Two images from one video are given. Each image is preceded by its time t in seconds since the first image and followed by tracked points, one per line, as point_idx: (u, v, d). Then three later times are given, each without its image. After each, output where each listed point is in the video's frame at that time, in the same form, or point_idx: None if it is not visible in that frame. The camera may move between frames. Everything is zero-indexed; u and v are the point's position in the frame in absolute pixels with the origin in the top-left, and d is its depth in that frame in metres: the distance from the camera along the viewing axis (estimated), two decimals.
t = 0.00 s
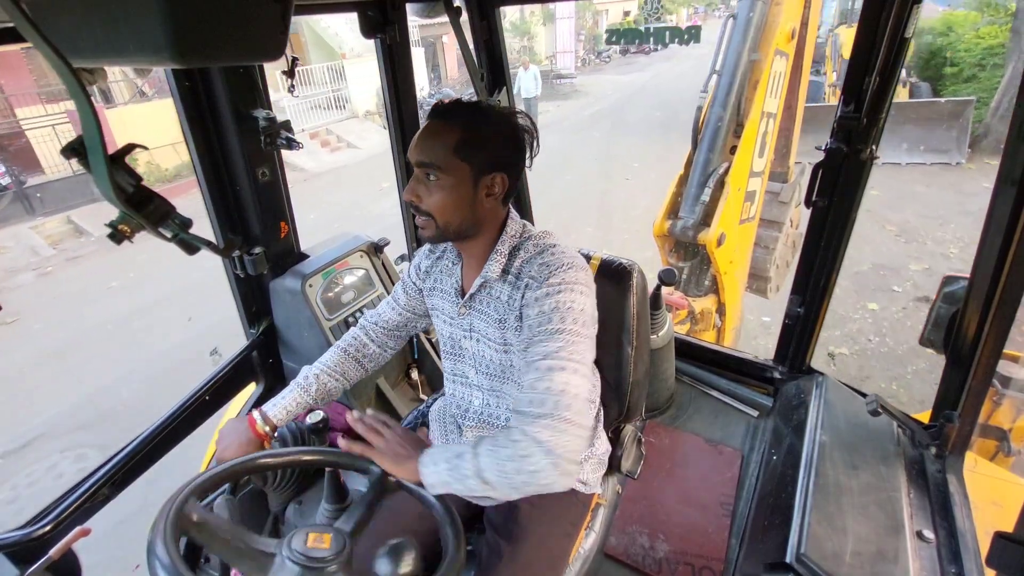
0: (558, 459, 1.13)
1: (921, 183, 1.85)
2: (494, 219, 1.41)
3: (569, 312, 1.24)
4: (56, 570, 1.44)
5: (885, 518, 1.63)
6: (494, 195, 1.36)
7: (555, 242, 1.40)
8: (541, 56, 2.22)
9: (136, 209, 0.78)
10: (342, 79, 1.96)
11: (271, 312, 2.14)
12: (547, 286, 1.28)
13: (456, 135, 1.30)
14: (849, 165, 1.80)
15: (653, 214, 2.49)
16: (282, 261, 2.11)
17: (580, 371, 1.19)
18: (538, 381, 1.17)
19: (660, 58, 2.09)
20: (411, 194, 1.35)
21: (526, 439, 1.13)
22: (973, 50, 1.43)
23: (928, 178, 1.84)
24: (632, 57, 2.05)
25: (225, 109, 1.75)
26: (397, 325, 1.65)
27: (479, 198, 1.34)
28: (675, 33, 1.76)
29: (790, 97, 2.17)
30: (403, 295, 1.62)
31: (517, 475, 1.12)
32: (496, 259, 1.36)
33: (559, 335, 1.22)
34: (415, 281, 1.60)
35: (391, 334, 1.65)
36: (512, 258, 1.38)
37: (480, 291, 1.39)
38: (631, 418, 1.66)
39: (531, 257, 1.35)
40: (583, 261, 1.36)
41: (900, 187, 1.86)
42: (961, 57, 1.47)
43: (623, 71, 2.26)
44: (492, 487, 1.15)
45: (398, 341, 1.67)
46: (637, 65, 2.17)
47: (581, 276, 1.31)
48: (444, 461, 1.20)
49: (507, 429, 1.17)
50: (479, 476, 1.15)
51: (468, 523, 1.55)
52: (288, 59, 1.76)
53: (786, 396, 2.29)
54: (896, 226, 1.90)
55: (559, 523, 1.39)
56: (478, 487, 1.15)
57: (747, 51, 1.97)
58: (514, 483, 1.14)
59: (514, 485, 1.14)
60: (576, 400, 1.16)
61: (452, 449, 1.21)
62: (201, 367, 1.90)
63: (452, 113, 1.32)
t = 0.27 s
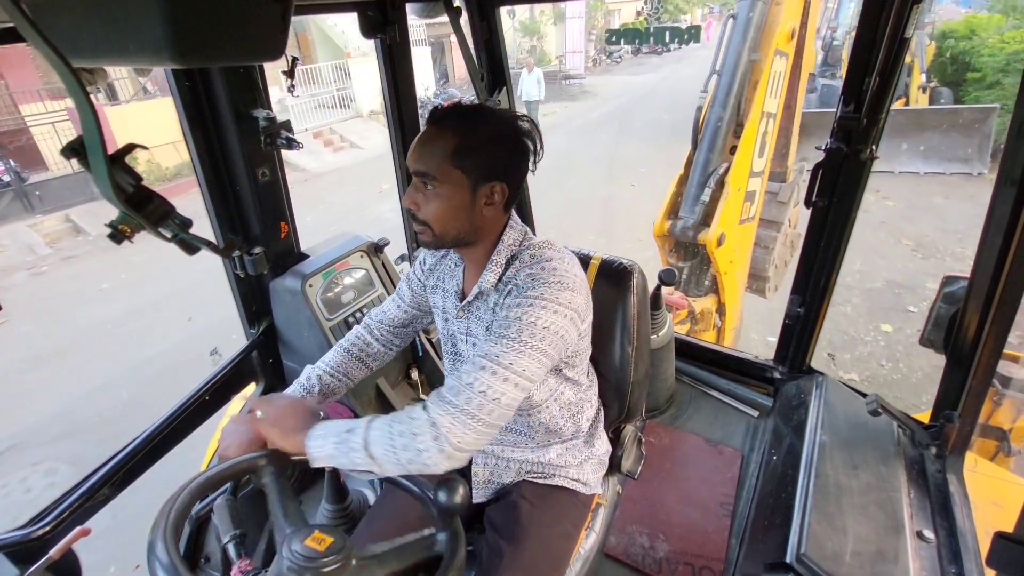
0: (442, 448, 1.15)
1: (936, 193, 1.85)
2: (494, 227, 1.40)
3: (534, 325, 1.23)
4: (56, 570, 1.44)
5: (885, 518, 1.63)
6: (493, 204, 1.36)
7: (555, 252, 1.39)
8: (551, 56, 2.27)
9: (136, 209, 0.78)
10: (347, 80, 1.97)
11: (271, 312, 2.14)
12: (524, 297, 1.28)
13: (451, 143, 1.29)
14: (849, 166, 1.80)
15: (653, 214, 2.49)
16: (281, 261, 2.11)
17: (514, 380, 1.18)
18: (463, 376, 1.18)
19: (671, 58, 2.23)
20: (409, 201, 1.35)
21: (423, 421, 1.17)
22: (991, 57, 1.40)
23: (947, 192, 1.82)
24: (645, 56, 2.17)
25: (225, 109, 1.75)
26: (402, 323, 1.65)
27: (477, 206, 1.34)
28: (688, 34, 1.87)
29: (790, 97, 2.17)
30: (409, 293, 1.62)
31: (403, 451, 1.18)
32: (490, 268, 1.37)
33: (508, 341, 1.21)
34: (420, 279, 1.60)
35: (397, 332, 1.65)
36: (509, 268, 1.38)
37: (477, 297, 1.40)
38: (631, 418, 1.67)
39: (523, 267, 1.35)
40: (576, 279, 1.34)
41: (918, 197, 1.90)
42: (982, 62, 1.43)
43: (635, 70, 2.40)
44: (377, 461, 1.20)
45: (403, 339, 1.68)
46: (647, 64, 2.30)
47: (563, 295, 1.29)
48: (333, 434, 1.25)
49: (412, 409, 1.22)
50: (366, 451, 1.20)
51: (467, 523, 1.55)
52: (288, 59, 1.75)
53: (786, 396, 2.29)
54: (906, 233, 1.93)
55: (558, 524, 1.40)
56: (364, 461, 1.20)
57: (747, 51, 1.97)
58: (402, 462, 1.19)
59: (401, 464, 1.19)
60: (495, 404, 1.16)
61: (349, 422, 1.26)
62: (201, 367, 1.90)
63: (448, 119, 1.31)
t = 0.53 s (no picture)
0: (410, 456, 1.16)
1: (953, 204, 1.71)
2: (463, 223, 1.31)
3: (518, 338, 1.21)
4: (56, 570, 1.44)
5: (885, 518, 1.63)
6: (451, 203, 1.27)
7: (555, 264, 1.37)
8: (559, 56, 2.18)
9: (136, 209, 0.78)
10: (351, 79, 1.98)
11: (271, 312, 2.14)
12: (512, 309, 1.26)
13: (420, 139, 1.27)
14: (849, 166, 1.80)
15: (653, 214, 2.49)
16: (281, 261, 2.11)
17: (489, 390, 1.18)
18: (438, 381, 1.19)
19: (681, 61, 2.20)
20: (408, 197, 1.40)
21: (389, 428, 1.16)
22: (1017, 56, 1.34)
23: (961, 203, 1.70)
24: (653, 57, 2.10)
25: (225, 109, 1.75)
26: (405, 322, 1.65)
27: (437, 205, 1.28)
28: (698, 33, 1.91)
29: (790, 97, 2.17)
30: (412, 291, 1.62)
31: (365, 463, 1.15)
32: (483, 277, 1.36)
33: (488, 352, 1.20)
34: (425, 278, 1.60)
35: (400, 331, 1.65)
36: (503, 279, 1.37)
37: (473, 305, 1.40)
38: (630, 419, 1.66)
39: (518, 278, 1.33)
40: (570, 296, 1.31)
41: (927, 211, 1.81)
42: (1005, 64, 1.37)
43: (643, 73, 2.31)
44: (330, 476, 1.15)
45: (405, 337, 1.68)
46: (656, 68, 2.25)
47: (553, 311, 1.26)
48: (259, 456, 1.18)
49: (375, 412, 1.20)
50: (313, 465, 1.15)
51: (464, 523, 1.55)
52: (287, 59, 1.74)
53: (786, 396, 2.30)
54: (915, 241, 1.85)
55: (555, 524, 1.40)
56: (309, 475, 1.15)
57: (747, 51, 1.97)
58: (359, 473, 1.16)
59: (357, 475, 1.16)
60: (469, 413, 1.17)
61: (286, 437, 1.20)
62: (201, 367, 1.90)
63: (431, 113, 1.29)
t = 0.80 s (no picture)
0: (421, 470, 1.10)
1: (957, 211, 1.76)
2: (445, 232, 1.32)
3: (513, 337, 1.18)
4: (56, 570, 1.44)
5: (885, 518, 1.63)
6: (433, 210, 1.27)
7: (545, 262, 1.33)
8: (559, 56, 2.23)
9: (136, 209, 0.78)
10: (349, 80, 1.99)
11: (271, 312, 2.14)
12: (503, 308, 1.23)
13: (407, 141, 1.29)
14: (849, 166, 1.80)
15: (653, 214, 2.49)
16: (281, 261, 2.11)
17: (492, 393, 1.14)
18: (436, 388, 1.14)
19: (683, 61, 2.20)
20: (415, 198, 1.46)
21: (395, 446, 1.09)
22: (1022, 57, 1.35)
23: (965, 205, 1.69)
24: (657, 56, 2.13)
25: (225, 109, 1.75)
26: (402, 323, 1.65)
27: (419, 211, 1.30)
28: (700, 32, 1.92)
29: (789, 97, 2.17)
30: (410, 292, 1.61)
31: (375, 485, 1.08)
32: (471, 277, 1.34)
33: (485, 355, 1.16)
34: (423, 280, 1.59)
35: (398, 331, 1.65)
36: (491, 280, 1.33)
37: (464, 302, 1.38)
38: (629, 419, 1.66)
39: (506, 275, 1.30)
40: (558, 288, 1.28)
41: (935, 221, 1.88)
42: (1014, 64, 1.37)
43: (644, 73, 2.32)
44: (335, 510, 1.06)
45: (403, 337, 1.68)
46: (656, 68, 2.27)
47: (544, 306, 1.23)
48: (243, 507, 1.05)
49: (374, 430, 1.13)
50: (317, 500, 1.05)
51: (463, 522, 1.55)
52: (288, 59, 1.76)
53: (786, 396, 2.30)
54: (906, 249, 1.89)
55: (553, 524, 1.40)
56: (314, 515, 1.05)
57: (747, 51, 1.97)
58: (366, 495, 1.09)
59: (367, 500, 1.09)
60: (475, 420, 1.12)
61: (270, 477, 1.06)
62: (200, 367, 1.90)
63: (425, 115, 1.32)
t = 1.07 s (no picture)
0: (443, 448, 1.04)
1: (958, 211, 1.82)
2: (447, 224, 1.33)
3: (518, 314, 1.16)
4: (56, 570, 1.44)
5: (885, 518, 1.63)
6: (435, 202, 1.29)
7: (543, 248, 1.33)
8: (555, 58, 2.18)
9: (136, 209, 0.78)
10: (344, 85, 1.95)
11: (271, 312, 2.14)
12: (506, 289, 1.22)
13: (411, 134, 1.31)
14: (849, 166, 1.80)
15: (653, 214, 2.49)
16: (281, 261, 2.11)
17: (506, 368, 1.10)
18: (445, 368, 1.10)
19: (680, 62, 2.23)
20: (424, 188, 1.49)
21: (413, 424, 1.03)
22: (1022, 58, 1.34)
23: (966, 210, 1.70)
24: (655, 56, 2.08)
25: (225, 109, 1.75)
26: (401, 323, 1.64)
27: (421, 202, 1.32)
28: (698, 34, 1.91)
29: (789, 97, 2.17)
30: (411, 291, 1.61)
31: (398, 466, 1.02)
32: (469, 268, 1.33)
33: (493, 331, 1.13)
34: (422, 278, 1.59)
35: (397, 332, 1.66)
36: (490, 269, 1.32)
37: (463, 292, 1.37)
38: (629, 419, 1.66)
39: (505, 260, 1.30)
40: (558, 269, 1.28)
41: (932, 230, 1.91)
42: (1013, 68, 1.36)
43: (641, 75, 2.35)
44: (360, 496, 1.00)
45: (401, 337, 1.68)
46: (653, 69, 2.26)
47: (546, 284, 1.22)
48: (266, 514, 0.98)
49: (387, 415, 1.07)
50: (339, 489, 0.99)
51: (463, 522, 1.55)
52: (288, 59, 1.77)
53: (786, 396, 2.30)
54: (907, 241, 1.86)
55: (550, 523, 1.41)
56: (338, 506, 0.99)
57: (747, 51, 1.97)
58: (389, 478, 1.02)
59: (391, 483, 1.02)
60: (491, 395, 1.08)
61: (289, 477, 1.01)
62: (201, 367, 1.90)
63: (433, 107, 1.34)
